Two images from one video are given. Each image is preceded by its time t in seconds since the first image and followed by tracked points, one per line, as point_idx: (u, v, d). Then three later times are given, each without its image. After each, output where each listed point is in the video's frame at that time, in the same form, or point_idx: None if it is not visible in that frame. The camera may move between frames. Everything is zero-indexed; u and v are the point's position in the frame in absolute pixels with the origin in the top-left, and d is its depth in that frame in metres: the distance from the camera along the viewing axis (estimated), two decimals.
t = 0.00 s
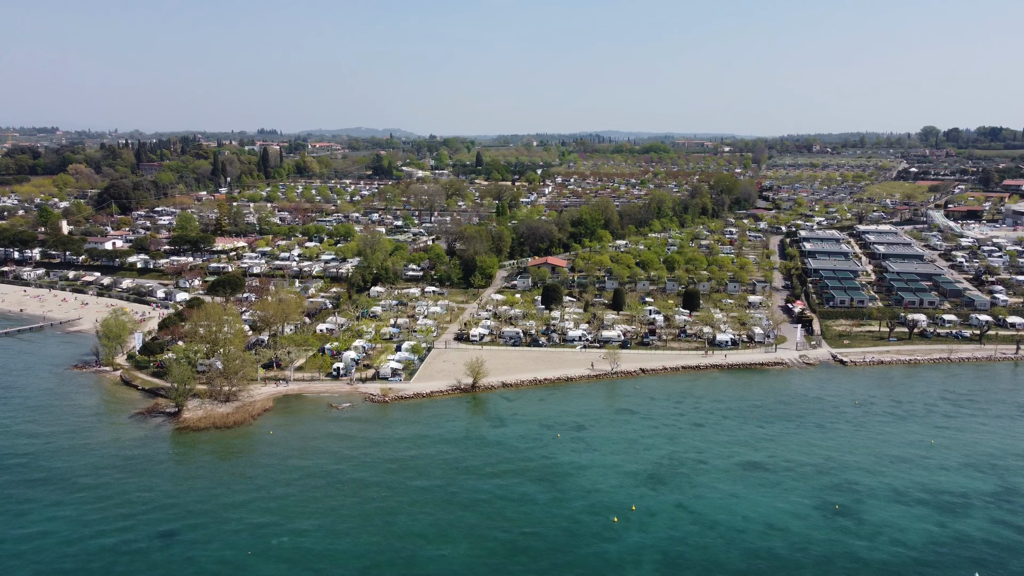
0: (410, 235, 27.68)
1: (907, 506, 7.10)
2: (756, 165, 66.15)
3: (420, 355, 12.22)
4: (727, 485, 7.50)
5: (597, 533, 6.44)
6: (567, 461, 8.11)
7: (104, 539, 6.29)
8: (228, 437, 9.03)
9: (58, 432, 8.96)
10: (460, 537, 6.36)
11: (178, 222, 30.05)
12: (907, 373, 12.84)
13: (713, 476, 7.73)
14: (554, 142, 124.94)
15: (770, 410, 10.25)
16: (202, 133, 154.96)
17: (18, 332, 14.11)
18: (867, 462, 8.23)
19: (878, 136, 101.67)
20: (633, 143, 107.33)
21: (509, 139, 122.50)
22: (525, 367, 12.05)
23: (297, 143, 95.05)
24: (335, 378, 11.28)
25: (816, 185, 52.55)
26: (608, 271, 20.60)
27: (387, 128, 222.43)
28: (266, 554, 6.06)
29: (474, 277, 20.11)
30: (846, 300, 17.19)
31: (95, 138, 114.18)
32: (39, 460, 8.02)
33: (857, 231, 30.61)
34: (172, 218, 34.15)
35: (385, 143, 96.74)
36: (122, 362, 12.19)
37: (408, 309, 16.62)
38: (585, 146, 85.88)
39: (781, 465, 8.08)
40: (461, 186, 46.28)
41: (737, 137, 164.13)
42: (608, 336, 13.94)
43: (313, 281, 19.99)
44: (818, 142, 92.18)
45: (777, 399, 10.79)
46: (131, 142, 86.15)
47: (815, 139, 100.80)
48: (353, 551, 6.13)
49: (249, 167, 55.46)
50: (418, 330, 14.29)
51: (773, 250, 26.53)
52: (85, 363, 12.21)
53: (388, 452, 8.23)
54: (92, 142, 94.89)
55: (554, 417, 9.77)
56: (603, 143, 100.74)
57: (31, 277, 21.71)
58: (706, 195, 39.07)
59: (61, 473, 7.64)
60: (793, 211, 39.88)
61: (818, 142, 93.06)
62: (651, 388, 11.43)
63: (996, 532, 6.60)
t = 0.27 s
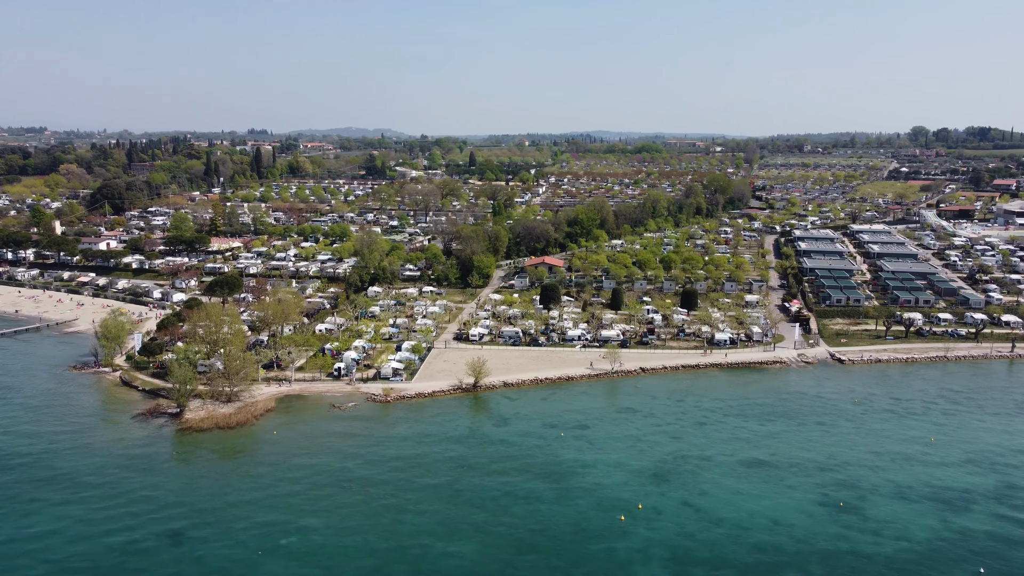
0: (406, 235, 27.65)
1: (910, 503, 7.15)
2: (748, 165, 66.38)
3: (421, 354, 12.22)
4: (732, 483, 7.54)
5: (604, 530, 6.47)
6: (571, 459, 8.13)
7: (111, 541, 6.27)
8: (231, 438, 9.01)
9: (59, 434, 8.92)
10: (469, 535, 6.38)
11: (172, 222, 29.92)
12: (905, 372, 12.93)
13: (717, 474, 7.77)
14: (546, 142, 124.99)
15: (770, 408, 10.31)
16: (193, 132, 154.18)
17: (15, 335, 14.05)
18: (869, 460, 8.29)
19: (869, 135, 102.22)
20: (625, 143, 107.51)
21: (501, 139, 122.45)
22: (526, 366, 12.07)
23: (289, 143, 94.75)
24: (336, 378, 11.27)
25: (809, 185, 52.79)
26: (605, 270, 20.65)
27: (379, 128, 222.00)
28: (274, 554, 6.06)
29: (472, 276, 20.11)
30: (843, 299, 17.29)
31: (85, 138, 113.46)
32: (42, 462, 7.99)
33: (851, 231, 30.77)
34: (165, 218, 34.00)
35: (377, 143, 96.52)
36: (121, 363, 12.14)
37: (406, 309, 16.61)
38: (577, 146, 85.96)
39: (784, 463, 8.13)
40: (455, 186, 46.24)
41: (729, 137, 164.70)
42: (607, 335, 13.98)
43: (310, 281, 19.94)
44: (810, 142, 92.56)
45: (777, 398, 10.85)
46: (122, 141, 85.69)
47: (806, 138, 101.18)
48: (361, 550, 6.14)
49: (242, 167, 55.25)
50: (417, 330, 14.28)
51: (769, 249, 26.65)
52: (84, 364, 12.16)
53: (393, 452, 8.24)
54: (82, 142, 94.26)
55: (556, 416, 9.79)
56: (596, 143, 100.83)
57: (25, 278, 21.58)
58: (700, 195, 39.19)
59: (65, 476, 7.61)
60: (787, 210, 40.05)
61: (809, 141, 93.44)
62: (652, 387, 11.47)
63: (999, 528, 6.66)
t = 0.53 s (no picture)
0: (403, 235, 27.61)
1: (916, 500, 7.21)
2: (742, 165, 66.56)
3: (423, 354, 12.22)
4: (737, 481, 7.57)
5: (613, 528, 6.50)
6: (578, 458, 8.15)
7: (119, 541, 6.26)
8: (235, 438, 8.99)
9: (62, 435, 8.88)
10: (479, 533, 6.39)
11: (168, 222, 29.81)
12: (904, 370, 13.01)
13: (722, 472, 7.80)
14: (540, 142, 124.97)
15: (773, 407, 10.36)
16: (185, 132, 153.58)
17: (13, 336, 13.98)
18: (873, 457, 8.34)
19: (862, 135, 102.64)
20: (619, 144, 107.62)
21: (495, 139, 122.40)
22: (528, 366, 12.09)
23: (283, 143, 94.47)
24: (339, 378, 11.26)
25: (803, 184, 52.98)
26: (604, 270, 20.68)
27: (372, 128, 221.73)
28: (284, 553, 6.07)
29: (471, 276, 20.11)
30: (841, 298, 17.38)
31: (76, 138, 112.89)
32: (47, 463, 7.97)
33: (847, 231, 30.91)
34: (161, 218, 33.86)
35: (370, 143, 96.36)
36: (122, 364, 12.11)
37: (406, 309, 16.60)
38: (571, 146, 86.07)
39: (789, 461, 8.17)
40: (451, 186, 46.23)
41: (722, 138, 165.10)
42: (608, 334, 14.01)
43: (308, 281, 19.91)
44: (803, 142, 92.83)
45: (778, 396, 10.91)
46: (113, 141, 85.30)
47: (799, 139, 101.48)
48: (372, 549, 6.14)
49: (236, 167, 55.07)
50: (418, 329, 14.28)
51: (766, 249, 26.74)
52: (84, 365, 12.13)
53: (398, 452, 8.24)
54: (74, 142, 93.71)
55: (560, 416, 9.81)
56: (590, 143, 100.94)
57: (21, 279, 21.48)
58: (696, 195, 39.28)
59: (70, 476, 7.59)
60: (782, 210, 40.20)
61: (802, 142, 93.72)
62: (654, 386, 11.51)
63: (1004, 523, 6.72)
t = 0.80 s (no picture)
0: (401, 235, 27.59)
1: (921, 497, 7.26)
2: (737, 165, 66.73)
3: (426, 354, 12.23)
4: (744, 479, 7.61)
5: (622, 526, 6.53)
6: (584, 457, 8.17)
7: (129, 540, 6.26)
8: (240, 438, 8.99)
9: (65, 436, 8.85)
10: (488, 532, 6.41)
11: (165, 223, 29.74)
12: (904, 369, 13.08)
13: (729, 470, 7.84)
14: (535, 142, 124.98)
15: (776, 406, 10.40)
16: (179, 132, 153.06)
17: (13, 337, 13.92)
18: (877, 456, 8.39)
19: (856, 135, 103.04)
20: (614, 144, 107.76)
21: (489, 139, 122.43)
22: (531, 365, 12.11)
23: (277, 143, 94.27)
24: (343, 378, 11.26)
25: (798, 184, 53.17)
26: (603, 270, 20.72)
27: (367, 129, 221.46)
28: (295, 552, 6.08)
29: (470, 276, 20.13)
30: (840, 298, 17.46)
31: (69, 138, 112.44)
32: (53, 463, 7.95)
33: (843, 230, 31.05)
34: (157, 219, 33.77)
35: (365, 143, 96.24)
36: (125, 364, 12.08)
37: (407, 309, 16.60)
38: (566, 147, 86.18)
39: (794, 460, 8.20)
40: (447, 186, 46.23)
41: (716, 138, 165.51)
42: (609, 334, 14.05)
43: (308, 282, 19.89)
44: (796, 142, 93.12)
45: (781, 395, 10.95)
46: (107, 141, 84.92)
47: (793, 139, 101.77)
48: (383, 547, 6.16)
49: (231, 167, 54.96)
50: (420, 329, 14.29)
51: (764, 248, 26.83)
52: (86, 365, 12.10)
53: (405, 452, 8.25)
54: (67, 142, 93.25)
55: (564, 415, 9.83)
56: (585, 143, 101.04)
57: (19, 280, 21.39)
58: (693, 195, 39.38)
59: (77, 476, 7.59)
60: (778, 209, 40.34)
61: (795, 142, 93.98)
62: (657, 385, 11.54)
63: (1010, 520, 6.77)
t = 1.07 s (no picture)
0: (400, 235, 27.58)
1: (927, 494, 7.31)
2: (732, 165, 66.91)
3: (429, 354, 12.24)
4: (752, 477, 7.65)
5: (632, 524, 6.56)
6: (592, 457, 8.20)
7: (141, 540, 6.26)
8: (246, 438, 8.99)
9: (71, 436, 8.83)
10: (499, 531, 6.43)
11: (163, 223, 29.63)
12: (904, 367, 13.15)
13: (735, 469, 7.88)
14: (527, 142, 125.12)
15: (779, 404, 10.45)
16: (172, 132, 152.53)
17: (13, 338, 13.85)
18: (882, 453, 8.44)
19: (849, 134, 103.40)
20: (609, 144, 107.85)
21: (483, 139, 122.37)
22: (534, 365, 12.14)
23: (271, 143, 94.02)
24: (347, 378, 11.25)
25: (793, 184, 53.33)
26: (603, 269, 20.76)
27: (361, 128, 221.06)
28: (308, 551, 6.09)
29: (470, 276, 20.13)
30: (839, 297, 17.54)
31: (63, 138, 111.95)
32: (60, 463, 7.95)
33: (839, 229, 31.19)
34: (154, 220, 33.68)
35: (360, 143, 96.07)
36: (127, 365, 12.04)
37: (408, 308, 16.60)
38: (561, 146, 86.24)
39: (800, 457, 8.25)
40: (444, 186, 46.22)
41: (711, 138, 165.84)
42: (611, 333, 14.08)
43: (308, 282, 19.86)
44: (790, 142, 93.35)
45: (784, 394, 11.00)
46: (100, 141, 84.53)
47: (787, 138, 102.02)
48: (395, 547, 6.18)
49: (227, 167, 54.80)
50: (422, 329, 14.29)
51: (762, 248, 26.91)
52: (88, 366, 12.05)
53: (412, 452, 8.27)
54: (59, 142, 92.69)
55: (569, 414, 9.86)
56: (580, 143, 101.09)
57: (16, 281, 21.29)
58: (689, 194, 39.46)
59: (85, 476, 7.58)
60: (775, 209, 40.46)
61: (790, 141, 94.22)
62: (660, 384, 11.58)
63: (1015, 517, 6.83)
